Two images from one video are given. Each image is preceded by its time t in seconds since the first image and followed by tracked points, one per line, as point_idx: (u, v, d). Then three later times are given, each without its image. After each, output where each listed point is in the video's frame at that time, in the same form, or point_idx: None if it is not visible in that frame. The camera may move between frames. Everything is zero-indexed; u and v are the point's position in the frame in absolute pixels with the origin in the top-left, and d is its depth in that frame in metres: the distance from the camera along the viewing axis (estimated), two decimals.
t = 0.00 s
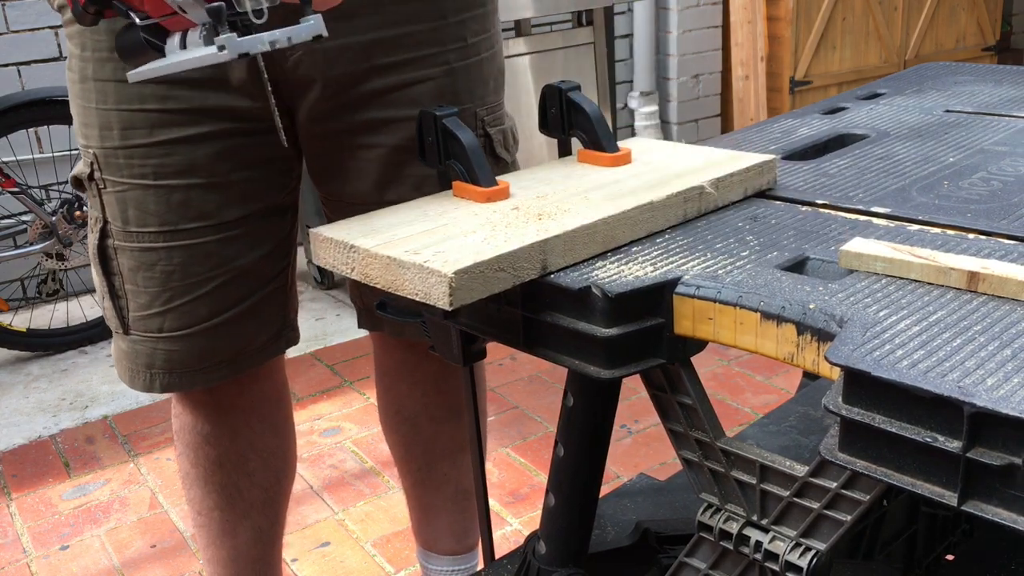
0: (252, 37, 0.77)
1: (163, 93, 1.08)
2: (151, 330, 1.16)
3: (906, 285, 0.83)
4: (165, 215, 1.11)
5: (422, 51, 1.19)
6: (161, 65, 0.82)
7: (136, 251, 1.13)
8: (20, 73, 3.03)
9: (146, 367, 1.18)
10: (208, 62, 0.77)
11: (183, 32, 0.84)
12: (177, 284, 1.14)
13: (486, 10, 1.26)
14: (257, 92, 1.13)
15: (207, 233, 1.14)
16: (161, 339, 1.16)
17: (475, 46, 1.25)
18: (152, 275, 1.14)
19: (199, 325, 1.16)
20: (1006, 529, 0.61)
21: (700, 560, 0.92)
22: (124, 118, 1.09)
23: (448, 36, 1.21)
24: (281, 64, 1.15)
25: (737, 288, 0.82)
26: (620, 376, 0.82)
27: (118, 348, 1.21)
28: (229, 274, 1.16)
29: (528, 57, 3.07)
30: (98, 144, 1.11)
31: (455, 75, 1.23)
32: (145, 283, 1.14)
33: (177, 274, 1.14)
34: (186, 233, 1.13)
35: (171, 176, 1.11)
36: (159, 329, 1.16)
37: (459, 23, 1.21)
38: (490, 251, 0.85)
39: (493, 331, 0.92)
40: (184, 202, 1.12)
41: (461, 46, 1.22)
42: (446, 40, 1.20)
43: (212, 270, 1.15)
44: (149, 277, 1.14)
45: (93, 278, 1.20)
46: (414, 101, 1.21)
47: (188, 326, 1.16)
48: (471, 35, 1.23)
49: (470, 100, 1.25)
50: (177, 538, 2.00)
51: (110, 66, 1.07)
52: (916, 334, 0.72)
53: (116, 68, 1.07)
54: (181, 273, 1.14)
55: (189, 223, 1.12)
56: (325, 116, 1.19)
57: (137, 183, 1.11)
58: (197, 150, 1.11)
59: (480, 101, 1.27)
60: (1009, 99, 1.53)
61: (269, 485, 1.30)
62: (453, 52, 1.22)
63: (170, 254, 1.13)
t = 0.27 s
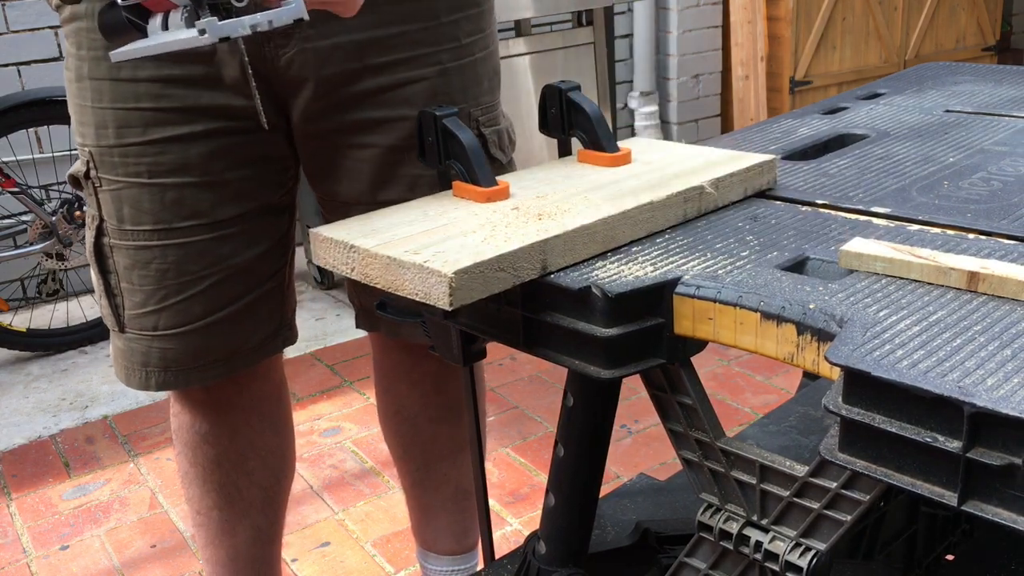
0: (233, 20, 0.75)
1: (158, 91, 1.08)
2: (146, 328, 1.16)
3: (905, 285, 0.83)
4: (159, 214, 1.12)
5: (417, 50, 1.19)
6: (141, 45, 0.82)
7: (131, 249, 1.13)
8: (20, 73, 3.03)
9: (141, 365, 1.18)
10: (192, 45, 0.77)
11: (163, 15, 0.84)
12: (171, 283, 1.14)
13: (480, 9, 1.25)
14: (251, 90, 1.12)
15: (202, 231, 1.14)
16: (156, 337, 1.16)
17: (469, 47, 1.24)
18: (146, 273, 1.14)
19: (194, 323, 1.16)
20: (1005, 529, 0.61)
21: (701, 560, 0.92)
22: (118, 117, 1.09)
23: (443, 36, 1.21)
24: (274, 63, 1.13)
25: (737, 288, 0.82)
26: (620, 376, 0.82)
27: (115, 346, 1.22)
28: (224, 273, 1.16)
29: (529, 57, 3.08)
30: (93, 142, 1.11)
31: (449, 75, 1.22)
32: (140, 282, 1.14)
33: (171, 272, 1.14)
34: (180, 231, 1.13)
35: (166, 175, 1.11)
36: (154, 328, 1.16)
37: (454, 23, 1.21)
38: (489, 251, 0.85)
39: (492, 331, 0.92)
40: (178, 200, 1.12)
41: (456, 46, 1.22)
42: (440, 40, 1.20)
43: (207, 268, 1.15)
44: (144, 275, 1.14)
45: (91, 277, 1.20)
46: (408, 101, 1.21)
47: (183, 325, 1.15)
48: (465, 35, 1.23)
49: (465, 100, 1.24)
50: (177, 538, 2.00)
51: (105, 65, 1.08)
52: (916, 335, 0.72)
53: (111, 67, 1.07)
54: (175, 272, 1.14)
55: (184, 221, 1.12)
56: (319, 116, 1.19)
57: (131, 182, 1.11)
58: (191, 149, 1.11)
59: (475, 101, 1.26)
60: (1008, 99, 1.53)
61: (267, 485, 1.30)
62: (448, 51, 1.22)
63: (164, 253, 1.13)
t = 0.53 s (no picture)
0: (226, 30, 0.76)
1: (156, 92, 1.08)
2: (145, 329, 1.16)
3: (905, 285, 0.83)
4: (158, 215, 1.12)
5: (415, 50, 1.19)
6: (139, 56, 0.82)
7: (130, 250, 1.13)
8: (20, 73, 3.03)
9: (140, 365, 1.18)
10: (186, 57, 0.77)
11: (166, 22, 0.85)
12: (170, 283, 1.14)
13: (479, 10, 1.25)
14: (250, 92, 1.12)
15: (201, 232, 1.14)
16: (156, 338, 1.16)
17: (468, 47, 1.24)
18: (146, 274, 1.14)
19: (193, 324, 1.16)
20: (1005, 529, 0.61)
21: (701, 560, 0.92)
22: (117, 117, 1.09)
23: (443, 36, 1.20)
24: (272, 64, 1.13)
25: (737, 288, 0.82)
26: (620, 376, 0.82)
27: (114, 347, 1.21)
28: (223, 274, 1.16)
29: (529, 57, 3.08)
30: (92, 143, 1.11)
31: (448, 75, 1.22)
32: (139, 282, 1.14)
33: (171, 273, 1.14)
34: (179, 231, 1.13)
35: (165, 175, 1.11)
36: (153, 328, 1.16)
37: (452, 23, 1.21)
38: (489, 251, 0.85)
39: (492, 331, 0.92)
40: (177, 201, 1.12)
41: (454, 46, 1.22)
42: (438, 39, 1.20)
43: (206, 269, 1.15)
44: (143, 276, 1.14)
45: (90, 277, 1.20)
46: (408, 101, 1.21)
47: (182, 325, 1.15)
48: (464, 36, 1.23)
49: (463, 100, 1.24)
50: (177, 538, 2.01)
51: (104, 66, 1.08)
52: (916, 334, 0.72)
53: (109, 68, 1.07)
54: (174, 273, 1.14)
55: (183, 222, 1.12)
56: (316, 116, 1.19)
57: (130, 182, 1.11)
58: (190, 149, 1.11)
59: (473, 101, 1.26)
60: (1008, 99, 1.53)
61: (266, 485, 1.30)
62: (447, 51, 1.21)
63: (164, 253, 1.13)
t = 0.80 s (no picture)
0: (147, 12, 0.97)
1: (175, 95, 1.05)
2: (159, 342, 1.13)
3: (905, 285, 0.83)
4: (177, 222, 1.09)
5: (444, 48, 1.19)
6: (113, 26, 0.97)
7: (145, 260, 1.10)
8: (20, 73, 3.03)
9: (154, 380, 1.14)
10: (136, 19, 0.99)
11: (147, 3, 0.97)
12: (187, 294, 1.11)
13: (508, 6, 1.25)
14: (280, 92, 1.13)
15: (219, 240, 1.11)
16: (170, 351, 1.13)
17: (497, 44, 1.24)
18: (161, 285, 1.11)
19: (208, 337, 1.14)
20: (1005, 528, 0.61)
21: (701, 559, 0.92)
22: (135, 122, 1.05)
23: (471, 33, 1.21)
24: (305, 61, 1.12)
25: (737, 288, 0.82)
26: (620, 376, 0.82)
27: (121, 361, 1.18)
28: (240, 284, 1.14)
29: (529, 57, 3.08)
30: (106, 149, 1.07)
31: (475, 74, 1.23)
32: (155, 293, 1.11)
33: (188, 283, 1.11)
34: (198, 239, 1.10)
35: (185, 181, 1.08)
36: (168, 341, 1.13)
37: (480, 21, 1.21)
38: (489, 251, 0.85)
39: (492, 332, 0.92)
40: (196, 208, 1.09)
41: (482, 44, 1.22)
42: (467, 38, 1.20)
43: (224, 278, 1.13)
44: (159, 287, 1.11)
45: (97, 289, 1.16)
46: (408, 101, 1.21)
47: (198, 338, 1.13)
48: (493, 33, 1.23)
49: (490, 99, 1.25)
50: (178, 538, 2.00)
51: (120, 68, 1.04)
52: (916, 334, 0.72)
53: (127, 70, 1.04)
54: (191, 284, 1.11)
55: (201, 230, 1.10)
56: (340, 115, 1.20)
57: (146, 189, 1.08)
58: (211, 153, 1.09)
59: (500, 99, 1.27)
60: (1008, 99, 1.53)
61: (266, 492, 1.30)
62: (474, 49, 1.22)
63: (181, 263, 1.10)
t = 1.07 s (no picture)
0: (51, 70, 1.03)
1: (190, 78, 1.00)
2: (159, 365, 1.05)
3: (905, 285, 0.83)
4: (190, 220, 1.03)
5: (474, 49, 1.23)
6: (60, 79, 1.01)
7: (148, 270, 1.03)
8: (20, 74, 3.03)
9: (154, 412, 1.06)
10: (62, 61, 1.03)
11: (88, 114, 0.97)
12: (196, 305, 1.05)
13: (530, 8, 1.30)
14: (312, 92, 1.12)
15: (230, 244, 1.07)
16: (173, 374, 1.06)
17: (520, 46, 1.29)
18: (167, 296, 1.04)
19: (216, 354, 1.09)
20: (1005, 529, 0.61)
21: (701, 559, 0.92)
22: (147, 109, 0.98)
23: (499, 35, 1.24)
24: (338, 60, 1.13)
25: (737, 288, 0.82)
26: (620, 376, 0.82)
27: (104, 393, 1.08)
28: (247, 292, 1.11)
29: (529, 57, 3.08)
30: (105, 143, 1.00)
31: (502, 75, 1.27)
32: (159, 306, 1.04)
33: (198, 292, 1.05)
34: (209, 242, 1.05)
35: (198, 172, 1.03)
36: (173, 364, 1.06)
37: (507, 23, 1.24)
38: (489, 251, 0.85)
39: (492, 331, 0.92)
40: (208, 206, 1.04)
41: (508, 45, 1.26)
42: (496, 39, 1.24)
43: (233, 286, 1.09)
44: (164, 299, 1.04)
45: (76, 309, 1.06)
46: (408, 100, 1.21)
47: (205, 357, 1.07)
48: (518, 34, 1.27)
49: (516, 101, 1.30)
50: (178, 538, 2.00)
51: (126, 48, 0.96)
52: (916, 335, 0.72)
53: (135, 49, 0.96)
54: (201, 293, 1.06)
55: (213, 233, 1.05)
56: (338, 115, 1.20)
57: (155, 184, 1.01)
58: (223, 144, 1.04)
59: (525, 101, 1.32)
60: (1008, 99, 1.53)
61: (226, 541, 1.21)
62: (501, 51, 1.26)
63: (191, 271, 1.05)
